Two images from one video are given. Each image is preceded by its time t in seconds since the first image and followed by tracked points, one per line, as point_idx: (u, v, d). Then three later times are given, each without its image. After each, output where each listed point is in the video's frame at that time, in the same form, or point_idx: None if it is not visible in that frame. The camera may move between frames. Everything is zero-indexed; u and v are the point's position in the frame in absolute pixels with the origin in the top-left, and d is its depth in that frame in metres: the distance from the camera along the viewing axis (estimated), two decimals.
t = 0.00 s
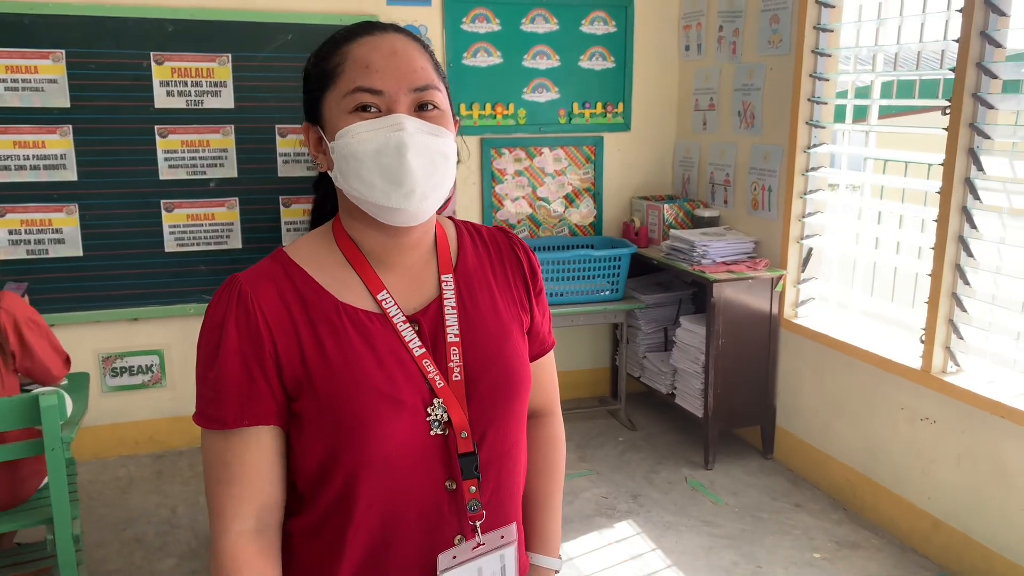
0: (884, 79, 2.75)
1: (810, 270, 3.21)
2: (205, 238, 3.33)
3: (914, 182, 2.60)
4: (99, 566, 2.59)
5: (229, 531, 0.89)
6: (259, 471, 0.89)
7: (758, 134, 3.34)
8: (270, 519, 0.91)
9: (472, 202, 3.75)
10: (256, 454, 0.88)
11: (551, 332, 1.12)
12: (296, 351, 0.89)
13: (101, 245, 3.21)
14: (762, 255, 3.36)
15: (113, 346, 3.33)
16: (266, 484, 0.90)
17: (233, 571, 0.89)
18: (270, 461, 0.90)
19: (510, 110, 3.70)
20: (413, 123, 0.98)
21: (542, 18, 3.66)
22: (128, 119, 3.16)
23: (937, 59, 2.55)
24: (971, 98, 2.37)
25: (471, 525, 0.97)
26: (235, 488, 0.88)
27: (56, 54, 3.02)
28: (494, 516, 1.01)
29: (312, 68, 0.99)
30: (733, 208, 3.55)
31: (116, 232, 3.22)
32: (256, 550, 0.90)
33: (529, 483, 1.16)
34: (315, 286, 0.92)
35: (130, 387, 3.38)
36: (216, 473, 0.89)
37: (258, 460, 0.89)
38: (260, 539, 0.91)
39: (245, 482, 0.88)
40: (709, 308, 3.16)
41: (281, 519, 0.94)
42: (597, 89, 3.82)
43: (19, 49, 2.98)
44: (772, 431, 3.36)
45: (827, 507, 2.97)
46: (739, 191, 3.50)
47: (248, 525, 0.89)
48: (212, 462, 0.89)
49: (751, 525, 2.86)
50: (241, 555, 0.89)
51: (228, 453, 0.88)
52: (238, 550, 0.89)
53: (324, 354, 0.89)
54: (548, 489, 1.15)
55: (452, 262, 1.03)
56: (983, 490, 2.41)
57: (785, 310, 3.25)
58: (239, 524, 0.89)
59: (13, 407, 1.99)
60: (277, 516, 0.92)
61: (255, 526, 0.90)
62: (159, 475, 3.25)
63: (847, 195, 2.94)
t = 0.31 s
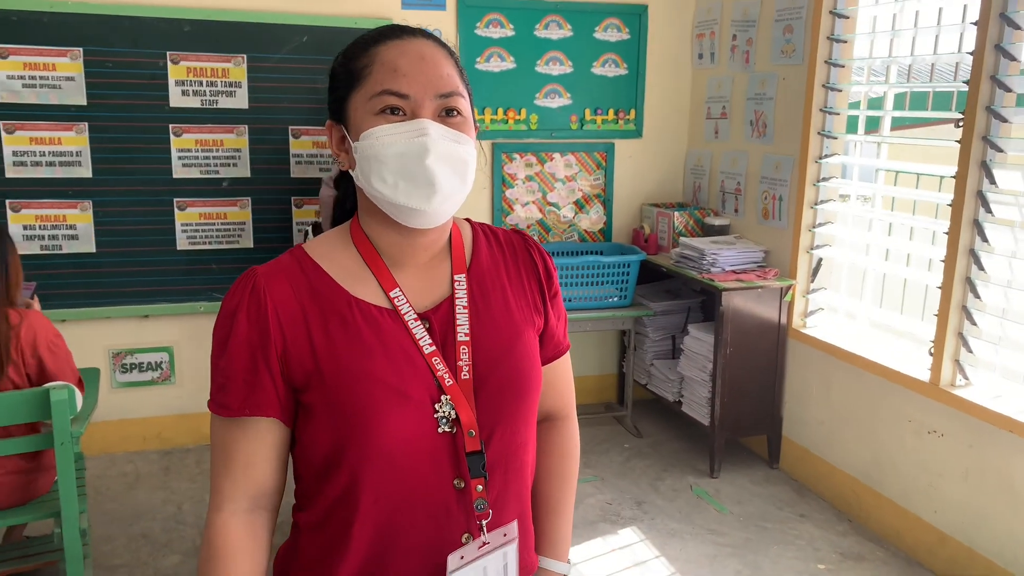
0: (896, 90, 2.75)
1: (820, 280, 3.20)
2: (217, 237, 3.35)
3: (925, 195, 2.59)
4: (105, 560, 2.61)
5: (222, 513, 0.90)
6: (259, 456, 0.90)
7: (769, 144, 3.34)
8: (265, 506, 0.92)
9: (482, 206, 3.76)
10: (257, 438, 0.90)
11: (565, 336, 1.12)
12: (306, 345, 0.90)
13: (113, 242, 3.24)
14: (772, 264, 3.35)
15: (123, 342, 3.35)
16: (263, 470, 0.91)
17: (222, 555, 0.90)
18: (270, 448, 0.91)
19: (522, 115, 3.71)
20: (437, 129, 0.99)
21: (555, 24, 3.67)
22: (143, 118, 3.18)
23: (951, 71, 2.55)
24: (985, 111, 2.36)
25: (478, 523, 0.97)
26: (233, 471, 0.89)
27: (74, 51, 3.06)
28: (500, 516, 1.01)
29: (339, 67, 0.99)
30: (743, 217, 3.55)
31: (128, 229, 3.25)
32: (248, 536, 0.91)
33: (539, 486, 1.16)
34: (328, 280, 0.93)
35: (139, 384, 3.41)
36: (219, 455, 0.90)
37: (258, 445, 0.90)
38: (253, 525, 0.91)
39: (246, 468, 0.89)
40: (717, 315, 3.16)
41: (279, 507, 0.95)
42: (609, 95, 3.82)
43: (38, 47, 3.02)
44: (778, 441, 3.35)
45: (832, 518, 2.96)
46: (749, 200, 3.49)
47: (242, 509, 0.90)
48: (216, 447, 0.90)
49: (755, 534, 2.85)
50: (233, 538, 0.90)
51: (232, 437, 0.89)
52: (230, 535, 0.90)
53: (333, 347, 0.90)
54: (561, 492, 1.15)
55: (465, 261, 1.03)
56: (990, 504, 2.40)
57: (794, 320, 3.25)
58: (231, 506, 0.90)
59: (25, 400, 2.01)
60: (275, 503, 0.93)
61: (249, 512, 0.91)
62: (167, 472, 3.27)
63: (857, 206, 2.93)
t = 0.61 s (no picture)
0: (916, 104, 2.73)
1: (836, 294, 3.18)
2: (235, 242, 3.39)
3: (944, 210, 2.57)
4: (120, 563, 2.64)
5: (236, 535, 0.91)
6: (271, 478, 0.91)
7: (786, 156, 3.32)
8: (278, 527, 0.93)
9: (498, 215, 3.77)
10: (269, 460, 0.91)
11: (572, 359, 1.13)
12: (314, 365, 0.91)
13: (133, 247, 3.28)
14: (788, 277, 3.33)
15: (140, 346, 3.39)
16: (274, 489, 0.92)
17: None
18: (282, 468, 0.92)
19: (539, 124, 3.72)
20: (447, 158, 1.00)
21: (573, 33, 3.68)
22: (164, 125, 3.23)
23: (972, 85, 2.52)
24: (1005, 127, 2.34)
25: (479, 545, 0.98)
26: (247, 492, 0.91)
27: (97, 59, 3.10)
28: (503, 538, 1.01)
29: (352, 94, 1.01)
30: (760, 229, 3.53)
31: (148, 234, 3.29)
32: (260, 556, 0.92)
33: (544, 508, 1.16)
34: (338, 301, 0.94)
35: (156, 387, 3.44)
36: (232, 476, 0.91)
37: (270, 466, 0.91)
38: (265, 545, 0.92)
39: (257, 487, 0.91)
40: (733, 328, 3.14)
41: (292, 526, 0.96)
42: (626, 105, 3.82)
43: (62, 55, 3.07)
44: (792, 455, 3.33)
45: (845, 534, 2.94)
46: (766, 212, 3.47)
47: (255, 531, 0.91)
48: (227, 465, 0.92)
49: (767, 549, 2.83)
50: (247, 559, 0.91)
51: (243, 456, 0.91)
52: (243, 554, 0.91)
53: (340, 367, 0.91)
54: (566, 513, 1.16)
55: (473, 284, 1.04)
56: (1006, 525, 2.37)
57: (809, 333, 3.22)
58: (243, 525, 0.91)
59: (43, 406, 2.04)
60: (287, 525, 0.95)
61: (261, 533, 0.92)
62: (182, 474, 3.30)
63: (875, 219, 2.91)
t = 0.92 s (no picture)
0: (955, 103, 2.66)
1: (870, 296, 3.12)
2: (265, 240, 3.42)
3: (983, 211, 2.50)
4: (150, 555, 2.68)
5: (267, 537, 0.91)
6: (299, 478, 0.91)
7: (820, 155, 3.26)
8: (308, 528, 0.93)
9: (526, 214, 3.75)
10: (297, 459, 0.91)
11: (595, 358, 1.11)
12: (341, 362, 0.91)
13: (165, 244, 3.33)
14: (821, 278, 3.27)
15: (172, 341, 3.44)
16: (303, 489, 0.92)
17: None
18: (310, 468, 0.92)
19: (568, 123, 3.70)
20: (478, 157, 0.99)
21: (604, 31, 3.65)
22: (197, 123, 3.27)
23: (1013, 83, 2.45)
24: None
25: (504, 544, 0.97)
26: (275, 493, 0.90)
27: (132, 59, 3.15)
28: (527, 538, 1.01)
29: (381, 92, 1.00)
30: (792, 229, 3.47)
31: (180, 231, 3.34)
32: (293, 558, 0.92)
33: (566, 508, 1.15)
34: (364, 299, 0.94)
35: (187, 382, 3.49)
36: (260, 477, 0.91)
37: (299, 466, 0.91)
38: (295, 546, 0.92)
39: (287, 489, 0.90)
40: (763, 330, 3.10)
41: (319, 525, 0.96)
42: (657, 104, 3.78)
43: (98, 54, 3.12)
44: (823, 459, 3.27)
45: (877, 541, 2.88)
46: (799, 212, 3.42)
47: (285, 532, 0.91)
48: (254, 466, 0.91)
49: (797, 554, 2.78)
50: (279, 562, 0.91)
51: (270, 455, 0.90)
52: (276, 556, 0.91)
53: (367, 365, 0.90)
54: (588, 513, 1.14)
55: (497, 282, 1.03)
56: None
57: (842, 336, 3.16)
58: (275, 527, 0.91)
59: (76, 399, 2.07)
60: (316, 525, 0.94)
61: (291, 534, 0.92)
62: (211, 469, 3.34)
63: (911, 220, 2.85)
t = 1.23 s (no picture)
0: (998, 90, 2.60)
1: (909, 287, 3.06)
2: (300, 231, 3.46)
3: None
4: (188, 540, 2.74)
5: (301, 520, 0.92)
6: (334, 461, 0.92)
7: (857, 145, 3.21)
8: (342, 511, 0.95)
9: (558, 205, 3.75)
10: (332, 443, 0.92)
11: (628, 347, 1.11)
12: (379, 349, 0.92)
13: (202, 235, 3.39)
14: (857, 270, 3.22)
15: (210, 331, 3.50)
16: (339, 472, 0.93)
17: (302, 560, 0.92)
18: (345, 452, 0.93)
19: (601, 113, 3.68)
20: (518, 147, 0.99)
21: (637, 21, 3.62)
22: (233, 116, 3.31)
23: None
24: None
25: (539, 530, 0.98)
26: (311, 477, 0.92)
27: (170, 52, 3.20)
28: (562, 524, 1.01)
29: (420, 80, 1.00)
30: (829, 220, 3.42)
31: (217, 222, 3.39)
32: (325, 539, 0.93)
33: (598, 495, 1.15)
34: (399, 286, 0.95)
35: (224, 371, 3.55)
36: (295, 460, 0.92)
37: (334, 450, 0.92)
38: (329, 529, 0.93)
39: (321, 470, 0.92)
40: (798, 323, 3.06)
41: (354, 509, 0.97)
42: (691, 94, 3.75)
43: (138, 48, 3.18)
44: (858, 453, 3.23)
45: (913, 537, 2.83)
46: (836, 203, 3.36)
47: (320, 515, 0.93)
48: (290, 449, 0.93)
49: (831, 549, 2.75)
50: (311, 543, 0.92)
51: (307, 438, 0.92)
52: (308, 537, 0.92)
53: (404, 351, 0.91)
54: (620, 499, 1.14)
55: (531, 271, 1.03)
56: None
57: (879, 328, 3.10)
58: (309, 509, 0.92)
59: (116, 385, 2.13)
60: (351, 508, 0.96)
61: (326, 517, 0.93)
62: (247, 457, 3.40)
63: (953, 211, 2.79)
